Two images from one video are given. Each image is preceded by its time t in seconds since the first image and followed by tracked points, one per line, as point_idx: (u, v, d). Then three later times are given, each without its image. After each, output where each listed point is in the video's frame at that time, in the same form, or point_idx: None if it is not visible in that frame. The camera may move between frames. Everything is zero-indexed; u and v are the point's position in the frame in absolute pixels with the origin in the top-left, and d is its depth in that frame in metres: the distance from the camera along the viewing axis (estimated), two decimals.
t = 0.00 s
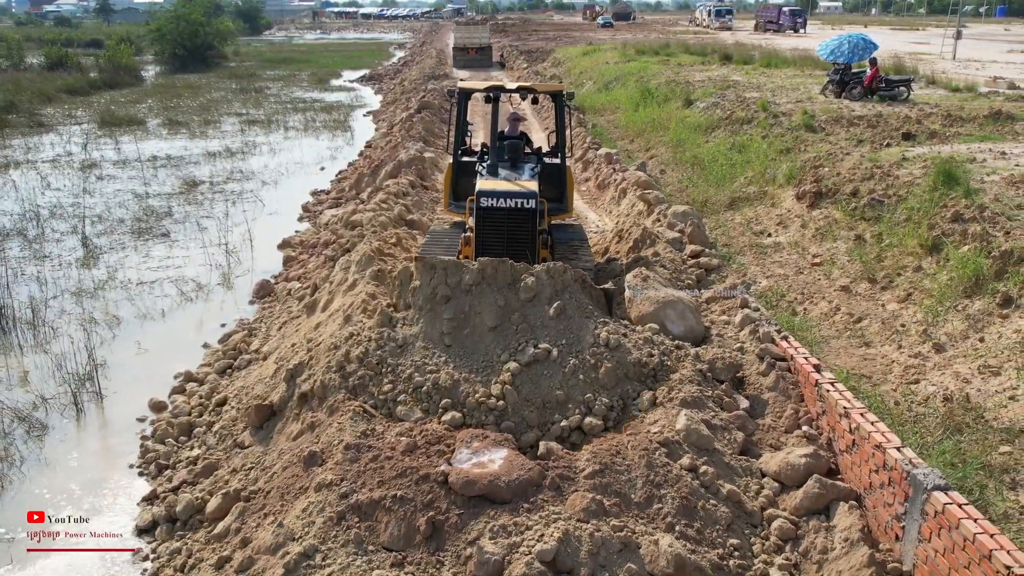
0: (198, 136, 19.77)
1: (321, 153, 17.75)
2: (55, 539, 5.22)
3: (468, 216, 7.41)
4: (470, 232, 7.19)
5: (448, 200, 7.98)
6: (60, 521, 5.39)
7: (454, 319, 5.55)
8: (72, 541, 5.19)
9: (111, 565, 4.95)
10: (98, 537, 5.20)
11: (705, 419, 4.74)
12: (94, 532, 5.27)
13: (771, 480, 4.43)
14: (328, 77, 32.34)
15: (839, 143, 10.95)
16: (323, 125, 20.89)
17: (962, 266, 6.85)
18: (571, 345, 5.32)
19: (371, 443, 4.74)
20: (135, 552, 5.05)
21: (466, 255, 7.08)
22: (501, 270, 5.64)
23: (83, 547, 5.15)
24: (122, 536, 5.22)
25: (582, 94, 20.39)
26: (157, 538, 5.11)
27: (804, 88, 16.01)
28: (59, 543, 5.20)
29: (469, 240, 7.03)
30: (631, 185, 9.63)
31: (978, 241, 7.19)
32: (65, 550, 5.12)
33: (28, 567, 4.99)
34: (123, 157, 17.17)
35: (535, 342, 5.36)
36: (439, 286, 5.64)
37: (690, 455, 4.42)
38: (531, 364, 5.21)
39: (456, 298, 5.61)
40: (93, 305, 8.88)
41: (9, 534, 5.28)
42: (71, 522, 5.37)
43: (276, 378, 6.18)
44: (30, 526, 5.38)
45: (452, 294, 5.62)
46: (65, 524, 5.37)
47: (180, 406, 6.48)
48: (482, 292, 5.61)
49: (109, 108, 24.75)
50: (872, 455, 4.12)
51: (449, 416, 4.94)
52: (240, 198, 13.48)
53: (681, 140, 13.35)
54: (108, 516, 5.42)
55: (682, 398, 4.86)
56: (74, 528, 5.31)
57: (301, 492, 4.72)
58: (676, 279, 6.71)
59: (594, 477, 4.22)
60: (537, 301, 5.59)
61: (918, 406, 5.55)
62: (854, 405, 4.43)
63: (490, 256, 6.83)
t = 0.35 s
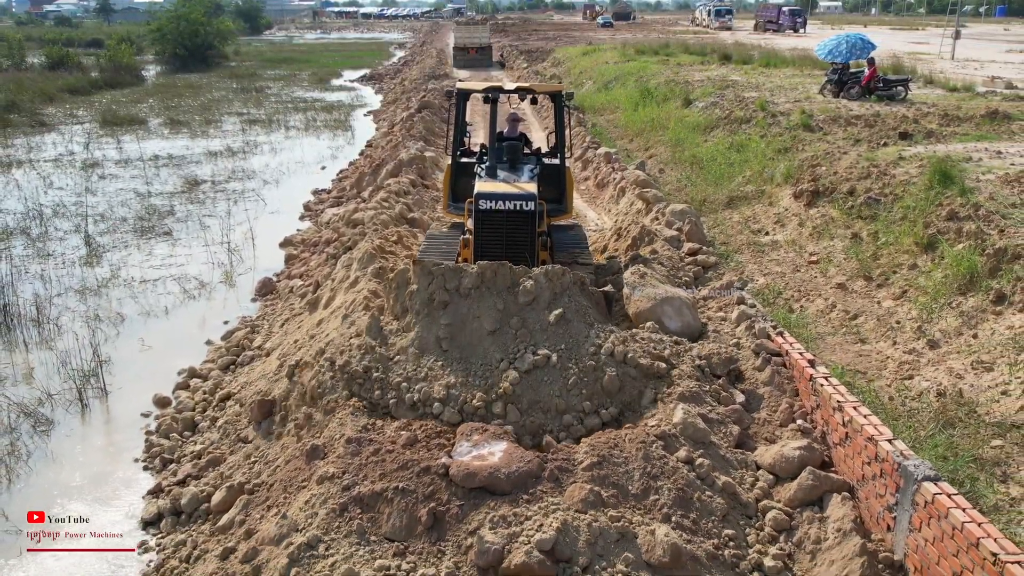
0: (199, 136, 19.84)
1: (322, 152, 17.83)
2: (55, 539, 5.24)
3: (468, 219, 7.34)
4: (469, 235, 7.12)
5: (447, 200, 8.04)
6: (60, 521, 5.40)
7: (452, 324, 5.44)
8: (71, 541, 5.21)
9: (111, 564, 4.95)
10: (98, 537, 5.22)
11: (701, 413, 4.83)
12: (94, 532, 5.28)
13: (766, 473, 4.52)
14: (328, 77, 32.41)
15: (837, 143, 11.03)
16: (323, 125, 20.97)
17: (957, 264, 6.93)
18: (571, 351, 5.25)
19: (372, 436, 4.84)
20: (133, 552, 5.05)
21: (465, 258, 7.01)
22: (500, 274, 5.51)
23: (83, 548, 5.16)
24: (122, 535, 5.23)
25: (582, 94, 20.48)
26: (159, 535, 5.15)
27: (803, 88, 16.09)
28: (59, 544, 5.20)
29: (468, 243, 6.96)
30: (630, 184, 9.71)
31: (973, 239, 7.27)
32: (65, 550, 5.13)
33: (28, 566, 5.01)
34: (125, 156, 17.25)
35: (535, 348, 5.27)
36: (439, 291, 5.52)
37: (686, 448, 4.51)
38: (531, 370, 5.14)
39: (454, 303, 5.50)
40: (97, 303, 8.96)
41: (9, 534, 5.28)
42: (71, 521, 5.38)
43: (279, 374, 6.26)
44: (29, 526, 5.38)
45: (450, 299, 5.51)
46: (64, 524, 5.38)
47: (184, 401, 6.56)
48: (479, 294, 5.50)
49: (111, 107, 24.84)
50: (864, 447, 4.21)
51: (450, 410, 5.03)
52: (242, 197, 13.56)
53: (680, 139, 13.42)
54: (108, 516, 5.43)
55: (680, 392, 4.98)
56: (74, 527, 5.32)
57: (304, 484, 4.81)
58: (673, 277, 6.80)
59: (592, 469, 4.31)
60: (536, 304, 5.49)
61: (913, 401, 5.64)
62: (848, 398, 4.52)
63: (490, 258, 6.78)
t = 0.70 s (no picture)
0: (201, 135, 19.94)
1: (323, 151, 17.92)
2: (54, 539, 5.23)
3: (467, 219, 7.21)
4: (469, 236, 7.00)
5: (447, 200, 8.08)
6: (60, 521, 5.39)
7: (451, 326, 5.36)
8: (71, 541, 5.20)
9: (111, 564, 4.96)
10: (98, 537, 5.22)
11: (698, 405, 4.92)
12: (94, 532, 5.28)
13: (761, 463, 4.61)
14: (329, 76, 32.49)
15: (835, 141, 11.11)
16: (325, 124, 21.06)
17: (952, 261, 7.01)
18: (572, 354, 5.22)
19: (374, 431, 4.94)
20: (134, 552, 5.05)
21: (465, 259, 6.87)
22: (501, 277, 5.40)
23: (83, 547, 5.16)
24: (121, 535, 5.23)
25: (582, 93, 20.56)
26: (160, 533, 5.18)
27: (802, 87, 16.17)
28: (59, 543, 5.20)
29: (467, 244, 6.83)
30: (629, 182, 9.78)
31: (969, 236, 7.35)
32: (65, 550, 5.13)
33: (27, 567, 5.00)
34: (127, 155, 17.34)
35: (534, 347, 5.26)
36: (439, 290, 5.47)
37: (682, 439, 4.61)
38: (531, 369, 5.13)
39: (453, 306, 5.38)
40: (102, 300, 9.05)
41: (9, 534, 5.27)
42: (71, 522, 5.38)
43: (282, 368, 6.34)
44: (29, 526, 5.37)
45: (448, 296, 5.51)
46: (64, 524, 5.37)
47: (189, 396, 6.65)
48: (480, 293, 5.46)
49: (113, 107, 24.94)
50: (858, 438, 4.29)
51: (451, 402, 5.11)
52: (244, 195, 13.64)
53: (679, 138, 13.50)
54: (108, 516, 5.43)
55: (678, 386, 5.07)
56: (74, 528, 5.31)
57: (307, 476, 4.90)
58: (672, 272, 6.88)
59: (591, 459, 4.40)
60: (534, 307, 5.41)
61: (907, 395, 5.73)
62: (842, 391, 4.60)
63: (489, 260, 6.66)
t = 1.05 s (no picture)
0: (202, 134, 20.03)
1: (324, 149, 18.01)
2: (55, 539, 5.23)
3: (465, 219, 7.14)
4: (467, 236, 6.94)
5: (447, 200, 8.13)
6: (60, 521, 5.38)
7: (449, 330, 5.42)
8: (71, 541, 5.20)
9: (111, 564, 4.96)
10: (97, 537, 5.21)
11: (695, 397, 5.02)
12: (94, 532, 5.27)
13: (756, 454, 4.71)
14: (330, 75, 32.58)
15: (833, 139, 11.20)
16: (326, 123, 21.15)
17: (947, 257, 7.10)
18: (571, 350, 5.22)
19: (377, 424, 5.04)
20: (134, 552, 5.05)
21: (462, 260, 6.88)
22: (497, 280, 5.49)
23: (83, 547, 5.15)
24: (122, 536, 5.22)
25: (582, 92, 20.66)
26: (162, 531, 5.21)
27: (800, 86, 16.26)
28: (58, 544, 5.20)
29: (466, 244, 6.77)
30: (628, 179, 9.87)
31: (963, 232, 7.43)
32: (65, 550, 5.13)
33: (27, 566, 5.00)
34: (129, 153, 17.42)
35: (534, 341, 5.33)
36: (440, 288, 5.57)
37: (680, 430, 4.70)
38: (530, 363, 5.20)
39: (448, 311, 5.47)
40: (106, 296, 9.14)
41: (8, 534, 5.27)
42: (71, 522, 5.37)
43: (286, 362, 6.43)
44: (29, 526, 5.36)
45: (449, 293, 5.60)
46: (65, 524, 5.36)
47: (194, 389, 6.75)
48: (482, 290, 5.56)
49: (114, 105, 25.03)
50: (851, 429, 4.38)
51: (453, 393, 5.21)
52: (247, 194, 13.74)
53: (679, 137, 13.60)
54: (108, 517, 5.43)
55: (675, 378, 5.17)
56: (74, 528, 5.31)
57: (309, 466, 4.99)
58: (670, 267, 6.97)
59: (590, 450, 4.49)
60: (532, 310, 5.46)
61: (901, 388, 5.82)
62: (835, 382, 4.69)
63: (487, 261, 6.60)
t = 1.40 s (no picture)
0: (203, 133, 20.14)
1: (325, 148, 18.11)
2: (55, 539, 5.24)
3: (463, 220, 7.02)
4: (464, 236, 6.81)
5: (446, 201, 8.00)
6: (60, 521, 5.39)
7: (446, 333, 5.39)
8: (71, 541, 5.20)
9: (111, 565, 4.96)
10: (97, 537, 5.21)
11: (691, 389, 5.13)
12: (94, 531, 5.28)
13: (751, 444, 4.81)
14: (331, 74, 32.70)
15: (829, 138, 11.30)
16: (326, 122, 21.25)
17: (941, 253, 7.19)
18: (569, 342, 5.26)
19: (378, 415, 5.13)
20: (134, 552, 5.05)
21: (459, 260, 6.84)
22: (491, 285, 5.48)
23: (83, 547, 5.16)
24: (121, 536, 5.22)
25: (582, 91, 20.77)
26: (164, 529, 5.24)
27: (798, 85, 16.35)
28: (59, 543, 5.20)
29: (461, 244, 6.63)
30: (627, 177, 9.98)
31: (957, 229, 7.52)
32: (66, 549, 5.14)
33: (28, 567, 5.00)
34: (131, 152, 17.53)
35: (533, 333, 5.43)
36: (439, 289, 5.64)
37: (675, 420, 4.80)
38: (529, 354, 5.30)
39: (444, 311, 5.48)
40: (110, 293, 9.24)
41: (9, 535, 5.27)
42: (71, 521, 5.37)
43: (288, 356, 6.54)
44: (29, 526, 5.37)
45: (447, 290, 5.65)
46: (65, 523, 5.37)
47: (198, 382, 6.85)
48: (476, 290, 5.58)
49: (115, 105, 25.12)
50: (842, 418, 4.48)
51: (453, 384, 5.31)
52: (248, 191, 13.85)
53: (677, 135, 13.70)
54: (107, 516, 5.43)
55: (672, 370, 5.27)
56: (74, 527, 5.31)
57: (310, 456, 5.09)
58: (667, 263, 7.06)
59: (587, 440, 4.59)
60: (527, 317, 5.41)
61: (894, 380, 5.92)
62: (828, 373, 4.79)
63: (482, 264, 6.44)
